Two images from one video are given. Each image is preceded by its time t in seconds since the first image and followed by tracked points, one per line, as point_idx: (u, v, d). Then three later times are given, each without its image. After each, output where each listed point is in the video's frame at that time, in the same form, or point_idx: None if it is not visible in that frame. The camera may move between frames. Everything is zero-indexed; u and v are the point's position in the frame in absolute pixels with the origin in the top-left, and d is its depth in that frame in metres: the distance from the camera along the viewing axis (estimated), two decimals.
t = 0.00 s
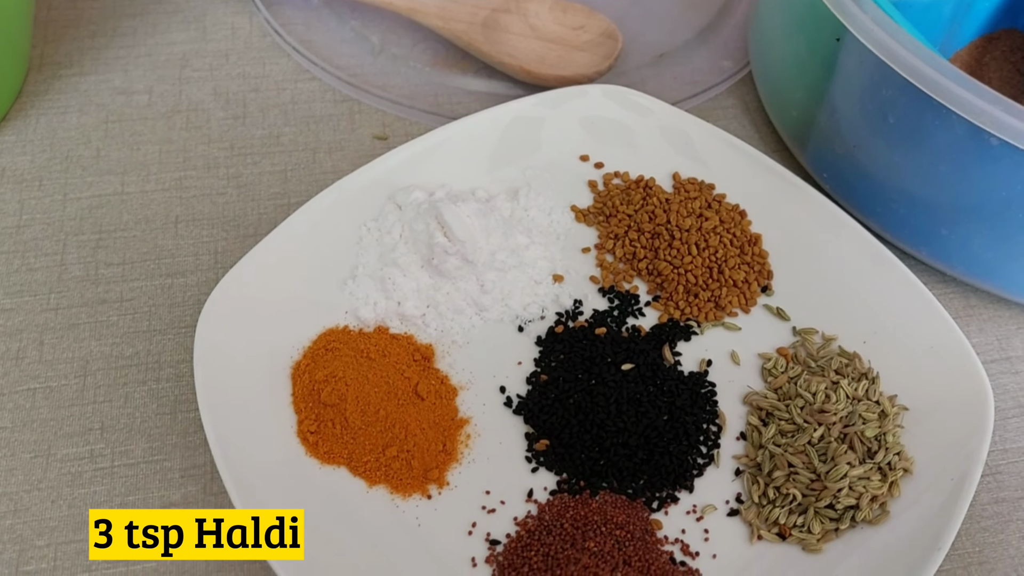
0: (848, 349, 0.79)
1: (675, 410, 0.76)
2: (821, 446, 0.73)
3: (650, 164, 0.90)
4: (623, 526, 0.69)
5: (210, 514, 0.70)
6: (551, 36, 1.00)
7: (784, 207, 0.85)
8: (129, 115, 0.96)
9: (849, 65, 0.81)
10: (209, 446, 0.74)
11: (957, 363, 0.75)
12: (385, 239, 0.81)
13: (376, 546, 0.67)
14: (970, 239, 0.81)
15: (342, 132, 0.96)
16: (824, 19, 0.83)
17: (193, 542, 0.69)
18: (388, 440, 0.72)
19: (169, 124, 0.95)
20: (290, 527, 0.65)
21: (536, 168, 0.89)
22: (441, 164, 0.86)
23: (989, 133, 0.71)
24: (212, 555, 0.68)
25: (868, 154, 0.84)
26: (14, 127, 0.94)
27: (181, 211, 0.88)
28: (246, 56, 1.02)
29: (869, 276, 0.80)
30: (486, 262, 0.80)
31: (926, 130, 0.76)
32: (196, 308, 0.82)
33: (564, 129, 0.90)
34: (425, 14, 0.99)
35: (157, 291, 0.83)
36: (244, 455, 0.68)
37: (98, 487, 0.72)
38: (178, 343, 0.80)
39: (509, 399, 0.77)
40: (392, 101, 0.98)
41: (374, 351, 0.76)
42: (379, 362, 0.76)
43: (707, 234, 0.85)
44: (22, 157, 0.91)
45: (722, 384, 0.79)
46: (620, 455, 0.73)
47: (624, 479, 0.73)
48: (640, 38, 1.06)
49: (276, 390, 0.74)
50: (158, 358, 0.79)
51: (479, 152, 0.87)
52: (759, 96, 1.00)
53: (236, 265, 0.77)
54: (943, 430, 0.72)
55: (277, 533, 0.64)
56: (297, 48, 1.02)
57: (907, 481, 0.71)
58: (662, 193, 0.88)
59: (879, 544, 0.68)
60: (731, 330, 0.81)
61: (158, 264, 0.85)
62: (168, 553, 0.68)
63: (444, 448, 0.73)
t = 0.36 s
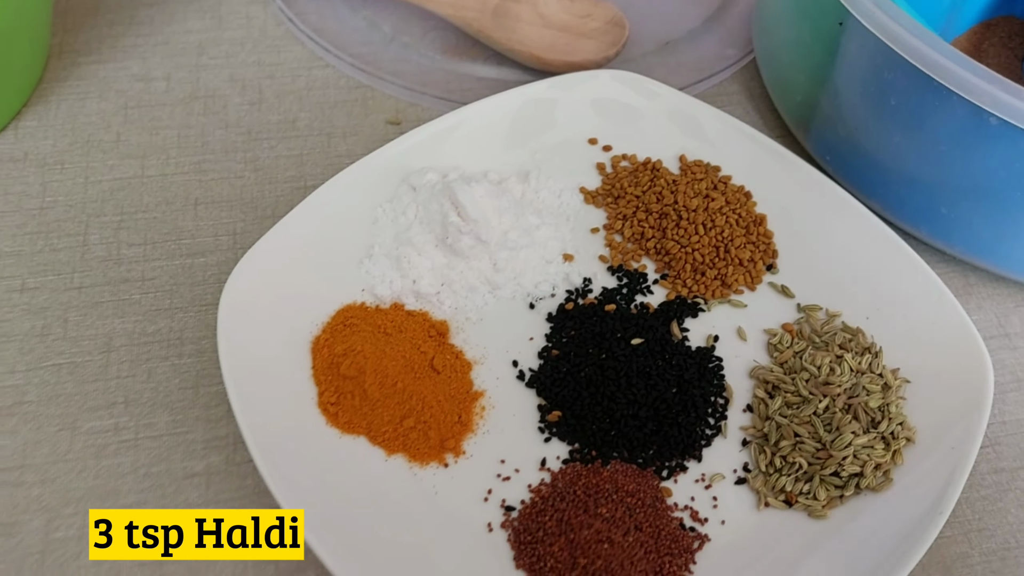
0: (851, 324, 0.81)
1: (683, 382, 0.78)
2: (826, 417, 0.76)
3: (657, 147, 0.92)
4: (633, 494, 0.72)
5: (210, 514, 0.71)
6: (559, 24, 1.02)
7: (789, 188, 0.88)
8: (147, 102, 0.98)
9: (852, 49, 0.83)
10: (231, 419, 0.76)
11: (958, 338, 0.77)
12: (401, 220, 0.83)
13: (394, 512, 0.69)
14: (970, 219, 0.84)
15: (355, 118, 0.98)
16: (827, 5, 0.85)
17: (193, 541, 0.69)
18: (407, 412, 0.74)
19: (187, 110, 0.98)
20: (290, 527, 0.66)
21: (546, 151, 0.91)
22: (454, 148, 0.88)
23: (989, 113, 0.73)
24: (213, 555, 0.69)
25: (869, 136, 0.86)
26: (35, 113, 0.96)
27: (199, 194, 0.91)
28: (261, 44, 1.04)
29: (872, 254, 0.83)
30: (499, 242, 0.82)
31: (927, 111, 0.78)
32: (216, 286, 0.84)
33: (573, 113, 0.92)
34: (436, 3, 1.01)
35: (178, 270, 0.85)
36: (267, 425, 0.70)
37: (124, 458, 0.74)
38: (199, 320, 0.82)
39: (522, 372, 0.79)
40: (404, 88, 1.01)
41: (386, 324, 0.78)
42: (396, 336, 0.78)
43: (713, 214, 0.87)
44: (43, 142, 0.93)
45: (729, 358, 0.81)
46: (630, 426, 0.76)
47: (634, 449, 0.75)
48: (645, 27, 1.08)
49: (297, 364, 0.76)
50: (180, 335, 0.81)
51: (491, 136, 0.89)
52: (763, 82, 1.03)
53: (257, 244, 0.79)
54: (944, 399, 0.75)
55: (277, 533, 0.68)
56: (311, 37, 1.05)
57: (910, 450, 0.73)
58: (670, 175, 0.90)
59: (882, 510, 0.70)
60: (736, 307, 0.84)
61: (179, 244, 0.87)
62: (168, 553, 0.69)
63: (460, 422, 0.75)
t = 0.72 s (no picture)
0: (843, 307, 0.83)
1: (680, 362, 0.80)
2: (818, 395, 0.78)
3: (655, 136, 0.94)
4: (631, 469, 0.74)
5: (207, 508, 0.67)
6: (559, 17, 1.03)
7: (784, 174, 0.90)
8: (155, 90, 1.00)
9: (844, 39, 0.85)
10: (239, 397, 0.78)
11: (947, 319, 0.79)
12: (404, 205, 0.85)
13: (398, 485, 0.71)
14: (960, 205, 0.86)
15: (359, 107, 1.00)
16: None
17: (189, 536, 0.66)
18: (411, 390, 0.77)
19: (194, 99, 1.00)
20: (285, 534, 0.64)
21: (546, 139, 0.93)
22: (457, 135, 0.90)
23: (977, 100, 0.76)
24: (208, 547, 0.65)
25: (862, 124, 0.88)
26: (45, 101, 0.98)
27: (207, 180, 0.93)
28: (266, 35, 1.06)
29: (865, 237, 0.84)
30: (500, 226, 0.85)
31: (918, 99, 0.80)
32: (223, 270, 0.86)
33: (574, 102, 0.94)
34: None
35: (187, 254, 0.87)
36: (274, 402, 0.72)
37: (135, 434, 0.76)
38: (208, 302, 0.84)
39: (522, 353, 0.81)
40: (407, 78, 1.03)
41: (390, 287, 0.78)
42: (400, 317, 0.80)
43: (709, 200, 0.90)
44: (54, 129, 0.95)
45: (724, 340, 0.83)
46: (628, 404, 0.78)
47: (632, 426, 0.77)
48: (643, 20, 1.10)
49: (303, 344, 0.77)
50: (189, 316, 0.83)
51: (493, 123, 0.91)
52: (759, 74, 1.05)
53: (264, 227, 0.81)
54: (932, 378, 0.77)
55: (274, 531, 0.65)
56: (315, 27, 1.06)
57: (899, 428, 0.75)
58: (667, 162, 0.92)
59: (873, 485, 0.71)
60: (732, 290, 0.86)
61: (187, 229, 0.89)
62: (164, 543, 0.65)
63: (463, 401, 0.77)
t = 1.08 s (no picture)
0: (836, 305, 0.86)
1: (677, 357, 0.83)
2: (811, 390, 0.81)
3: (654, 138, 0.97)
4: (630, 461, 0.77)
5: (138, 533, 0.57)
6: (561, 22, 1.05)
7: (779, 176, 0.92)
8: (167, 93, 1.03)
9: (838, 45, 0.88)
10: (250, 390, 0.81)
11: (936, 318, 0.81)
12: (410, 205, 0.87)
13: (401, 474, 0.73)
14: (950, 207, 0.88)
15: (366, 109, 1.03)
16: (815, 4, 0.90)
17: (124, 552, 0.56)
18: (418, 384, 0.79)
19: (205, 101, 1.02)
20: None
21: (548, 140, 0.95)
22: (461, 136, 0.93)
23: (965, 105, 0.78)
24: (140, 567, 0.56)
25: (855, 127, 0.91)
26: (60, 102, 1.00)
27: (218, 180, 0.95)
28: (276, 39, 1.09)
29: (857, 238, 0.87)
30: (503, 226, 0.86)
31: (909, 103, 0.83)
32: (235, 267, 0.89)
33: (575, 104, 0.97)
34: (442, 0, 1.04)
35: (199, 252, 0.90)
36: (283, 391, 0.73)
37: (150, 425, 0.78)
38: (220, 299, 0.87)
39: (524, 348, 0.84)
40: (413, 81, 1.05)
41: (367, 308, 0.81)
42: (407, 314, 0.83)
43: (707, 201, 0.92)
44: (69, 130, 0.98)
45: (721, 337, 0.86)
46: (626, 398, 0.81)
47: (631, 419, 0.80)
48: (644, 25, 1.13)
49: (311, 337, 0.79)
50: (202, 311, 0.86)
51: (497, 125, 0.94)
52: (756, 78, 1.07)
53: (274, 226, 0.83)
54: (921, 375, 0.79)
55: None
56: (324, 31, 1.09)
57: (889, 422, 0.77)
58: (665, 164, 0.95)
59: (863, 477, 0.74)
60: (728, 288, 0.88)
61: (200, 227, 0.91)
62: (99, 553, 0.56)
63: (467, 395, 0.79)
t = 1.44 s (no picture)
0: (836, 309, 0.86)
1: (678, 360, 0.83)
2: (811, 392, 0.80)
3: (655, 141, 0.97)
4: (630, 463, 0.76)
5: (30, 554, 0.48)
6: (562, 26, 1.06)
7: (779, 180, 0.93)
8: (170, 95, 1.03)
9: (838, 49, 0.88)
10: (251, 391, 0.81)
11: (935, 322, 0.82)
12: (411, 207, 0.88)
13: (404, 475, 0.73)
14: (949, 211, 0.89)
15: (368, 112, 1.03)
16: (816, 8, 0.90)
17: None
18: (418, 386, 0.79)
19: (207, 103, 1.03)
20: None
21: (549, 144, 0.96)
22: (462, 139, 0.93)
23: (965, 109, 0.78)
24: None
25: (855, 131, 0.91)
26: (63, 104, 1.00)
27: (220, 182, 0.96)
28: (277, 42, 1.09)
29: (857, 242, 0.88)
30: (504, 228, 0.87)
31: (908, 107, 0.83)
32: (236, 269, 0.89)
33: (576, 108, 0.97)
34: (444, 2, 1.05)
35: (201, 254, 0.90)
36: (285, 394, 0.75)
37: (152, 426, 0.78)
38: (222, 301, 0.87)
39: (525, 351, 0.84)
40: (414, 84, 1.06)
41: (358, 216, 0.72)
42: (409, 315, 0.83)
43: (707, 204, 0.93)
44: (71, 132, 0.98)
45: (721, 339, 0.86)
46: (627, 401, 0.81)
47: (631, 422, 0.80)
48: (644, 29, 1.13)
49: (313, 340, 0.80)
50: (204, 313, 0.86)
51: (498, 128, 0.95)
52: (756, 82, 1.08)
53: (275, 229, 0.84)
54: (920, 377, 0.79)
55: None
56: (326, 37, 1.10)
57: (889, 425, 0.77)
58: (666, 167, 0.95)
59: (862, 480, 0.74)
60: (729, 291, 0.89)
61: (201, 229, 0.92)
62: None
63: (468, 396, 0.79)
